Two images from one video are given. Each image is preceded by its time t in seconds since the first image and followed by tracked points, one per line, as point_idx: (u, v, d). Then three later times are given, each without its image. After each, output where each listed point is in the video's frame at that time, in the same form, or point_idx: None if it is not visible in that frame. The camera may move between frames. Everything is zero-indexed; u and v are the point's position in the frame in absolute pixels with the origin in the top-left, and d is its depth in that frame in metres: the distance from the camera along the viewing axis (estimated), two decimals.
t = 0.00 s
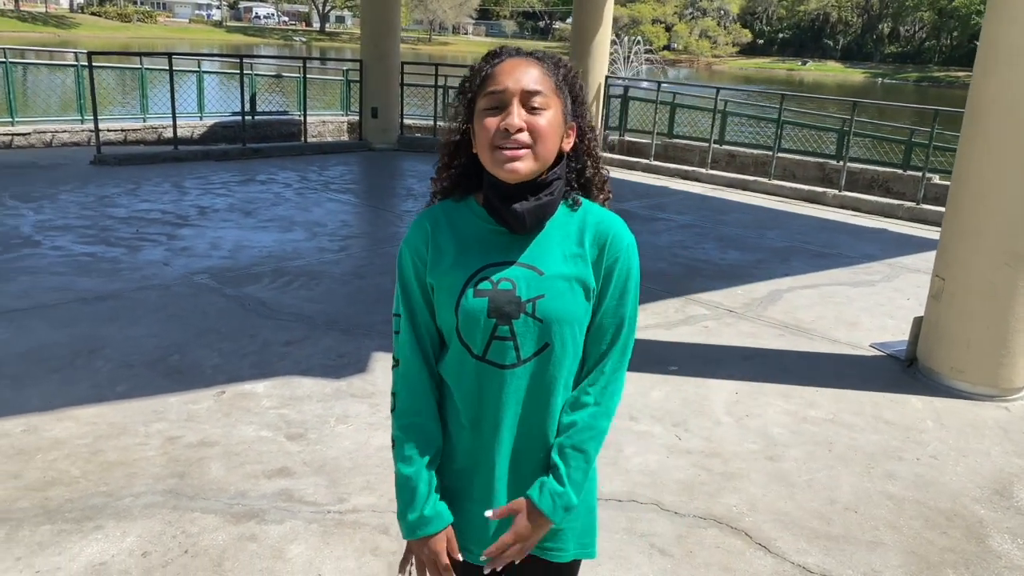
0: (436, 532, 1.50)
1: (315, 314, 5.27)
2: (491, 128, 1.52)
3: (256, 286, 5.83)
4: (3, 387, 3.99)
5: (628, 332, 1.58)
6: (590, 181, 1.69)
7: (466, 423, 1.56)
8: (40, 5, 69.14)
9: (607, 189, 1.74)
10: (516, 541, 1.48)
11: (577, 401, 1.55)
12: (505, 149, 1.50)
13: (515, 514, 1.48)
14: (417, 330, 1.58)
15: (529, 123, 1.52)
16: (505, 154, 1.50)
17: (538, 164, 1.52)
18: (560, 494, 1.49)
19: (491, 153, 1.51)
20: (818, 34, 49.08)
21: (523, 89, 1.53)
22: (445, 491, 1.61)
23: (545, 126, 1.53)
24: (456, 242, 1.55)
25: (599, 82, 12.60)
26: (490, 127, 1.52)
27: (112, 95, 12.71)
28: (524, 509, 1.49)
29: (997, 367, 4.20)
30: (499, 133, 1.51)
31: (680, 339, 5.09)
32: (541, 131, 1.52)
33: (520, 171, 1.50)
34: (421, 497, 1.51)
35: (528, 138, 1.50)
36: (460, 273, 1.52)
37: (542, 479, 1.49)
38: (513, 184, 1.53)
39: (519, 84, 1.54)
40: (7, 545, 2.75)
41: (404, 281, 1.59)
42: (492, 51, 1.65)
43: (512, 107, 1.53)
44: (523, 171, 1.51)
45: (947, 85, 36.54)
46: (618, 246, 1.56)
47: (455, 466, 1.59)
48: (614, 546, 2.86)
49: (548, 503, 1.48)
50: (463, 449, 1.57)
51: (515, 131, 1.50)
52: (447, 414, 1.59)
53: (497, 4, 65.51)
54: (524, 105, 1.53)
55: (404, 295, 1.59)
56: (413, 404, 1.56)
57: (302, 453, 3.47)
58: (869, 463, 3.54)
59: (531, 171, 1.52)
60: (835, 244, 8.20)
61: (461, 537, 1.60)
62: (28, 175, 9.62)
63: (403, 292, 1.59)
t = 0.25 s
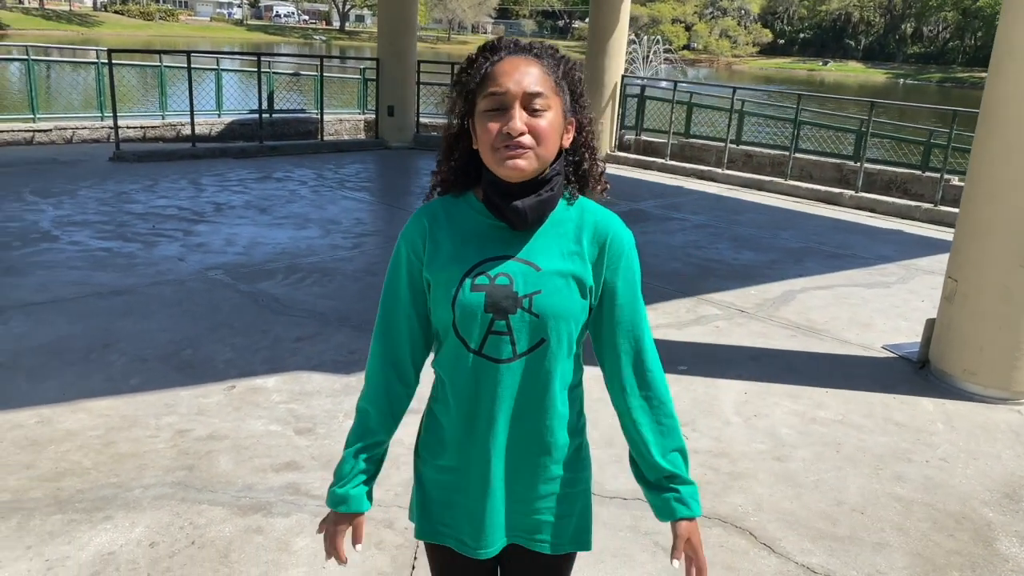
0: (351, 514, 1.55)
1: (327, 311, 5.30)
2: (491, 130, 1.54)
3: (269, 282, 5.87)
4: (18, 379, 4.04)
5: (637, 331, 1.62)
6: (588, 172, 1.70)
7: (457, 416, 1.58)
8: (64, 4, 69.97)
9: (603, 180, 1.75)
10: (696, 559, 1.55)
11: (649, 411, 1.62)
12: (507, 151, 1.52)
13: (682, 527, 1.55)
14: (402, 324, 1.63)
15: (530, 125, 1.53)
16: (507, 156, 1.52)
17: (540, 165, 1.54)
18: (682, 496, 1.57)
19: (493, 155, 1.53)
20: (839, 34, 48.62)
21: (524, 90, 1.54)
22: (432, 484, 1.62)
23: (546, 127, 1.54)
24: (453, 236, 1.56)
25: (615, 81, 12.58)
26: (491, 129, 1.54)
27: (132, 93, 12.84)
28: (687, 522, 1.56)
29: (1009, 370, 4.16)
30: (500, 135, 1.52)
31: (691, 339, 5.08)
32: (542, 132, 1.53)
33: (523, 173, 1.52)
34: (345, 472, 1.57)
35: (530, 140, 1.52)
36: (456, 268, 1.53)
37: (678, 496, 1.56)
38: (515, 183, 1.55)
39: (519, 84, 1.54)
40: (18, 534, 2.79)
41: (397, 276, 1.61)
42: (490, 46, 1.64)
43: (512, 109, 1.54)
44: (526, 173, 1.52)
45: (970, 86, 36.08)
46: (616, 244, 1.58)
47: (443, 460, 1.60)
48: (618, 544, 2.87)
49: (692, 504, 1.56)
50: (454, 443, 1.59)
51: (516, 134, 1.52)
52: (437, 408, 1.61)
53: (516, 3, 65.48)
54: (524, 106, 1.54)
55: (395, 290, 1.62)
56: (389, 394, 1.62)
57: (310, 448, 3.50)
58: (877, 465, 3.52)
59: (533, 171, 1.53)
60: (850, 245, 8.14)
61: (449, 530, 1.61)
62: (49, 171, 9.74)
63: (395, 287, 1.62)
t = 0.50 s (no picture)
0: (320, 480, 1.67)
1: (339, 307, 5.34)
2: (491, 126, 1.54)
3: (283, 278, 5.92)
4: (34, 370, 4.11)
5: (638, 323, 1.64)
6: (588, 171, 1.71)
7: (456, 409, 1.59)
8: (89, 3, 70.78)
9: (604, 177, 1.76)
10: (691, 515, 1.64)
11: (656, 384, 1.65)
12: (508, 146, 1.53)
13: (683, 497, 1.63)
14: (401, 318, 1.67)
15: (530, 120, 1.54)
16: (507, 151, 1.52)
17: (540, 161, 1.54)
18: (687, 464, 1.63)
19: (494, 151, 1.53)
20: (862, 35, 48.15)
21: (525, 86, 1.55)
22: (431, 476, 1.63)
23: (547, 123, 1.55)
24: (453, 231, 1.57)
25: (632, 81, 12.56)
26: (492, 124, 1.54)
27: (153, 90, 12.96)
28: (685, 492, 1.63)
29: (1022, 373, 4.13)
30: (499, 130, 1.53)
31: (702, 338, 5.07)
32: (542, 127, 1.54)
33: (523, 169, 1.53)
34: (319, 442, 1.69)
35: (529, 136, 1.53)
36: (456, 263, 1.55)
37: (683, 467, 1.62)
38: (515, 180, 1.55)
39: (520, 80, 1.55)
40: (32, 521, 2.85)
41: (399, 272, 1.64)
42: (493, 42, 1.65)
43: (512, 104, 1.55)
44: (526, 169, 1.53)
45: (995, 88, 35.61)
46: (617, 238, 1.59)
47: (440, 452, 1.62)
48: (622, 540, 2.88)
49: (694, 474, 1.64)
50: (451, 435, 1.60)
51: (516, 129, 1.52)
52: (436, 400, 1.63)
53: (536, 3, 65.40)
54: (525, 102, 1.55)
55: (397, 286, 1.66)
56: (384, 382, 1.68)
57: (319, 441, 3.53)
58: (885, 465, 3.51)
59: (533, 168, 1.54)
60: (866, 246, 8.09)
61: (447, 520, 1.63)
62: (69, 167, 9.87)
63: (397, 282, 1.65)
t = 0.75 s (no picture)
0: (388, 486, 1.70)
1: (352, 303, 5.38)
2: (499, 118, 1.55)
3: (297, 274, 5.97)
4: (50, 362, 4.17)
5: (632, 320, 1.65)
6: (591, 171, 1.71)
7: (459, 404, 1.59)
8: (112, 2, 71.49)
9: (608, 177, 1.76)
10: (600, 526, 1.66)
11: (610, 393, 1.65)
12: (513, 139, 1.53)
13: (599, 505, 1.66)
14: (407, 313, 1.66)
15: (539, 115, 1.55)
16: (514, 146, 1.53)
17: (546, 157, 1.55)
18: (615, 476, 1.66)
19: (500, 145, 1.54)
20: (884, 36, 47.69)
21: (534, 81, 1.56)
22: (433, 471, 1.64)
23: (555, 118, 1.56)
24: (457, 226, 1.58)
25: (649, 82, 12.53)
26: (501, 117, 1.55)
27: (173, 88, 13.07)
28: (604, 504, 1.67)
29: None
30: (507, 123, 1.54)
31: (713, 338, 5.06)
32: (551, 123, 1.55)
33: (527, 163, 1.53)
34: (372, 452, 1.70)
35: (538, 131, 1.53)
36: (458, 257, 1.56)
37: (606, 478, 1.65)
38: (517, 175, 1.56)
39: (530, 75, 1.56)
40: (45, 509, 2.89)
41: (404, 266, 1.64)
42: (503, 37, 1.66)
43: (521, 97, 1.55)
44: (532, 163, 1.54)
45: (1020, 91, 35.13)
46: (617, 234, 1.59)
47: (443, 447, 1.62)
48: (627, 537, 2.88)
49: (615, 487, 1.65)
50: (455, 430, 1.61)
51: (524, 123, 1.53)
52: (440, 394, 1.63)
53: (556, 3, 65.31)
54: (534, 96, 1.56)
55: (402, 281, 1.66)
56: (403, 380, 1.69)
57: (328, 435, 3.56)
58: (895, 467, 3.49)
59: (538, 163, 1.55)
60: (883, 248, 8.03)
61: (450, 516, 1.63)
62: (89, 163, 9.98)
63: (401, 276, 1.65)
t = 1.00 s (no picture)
0: (378, 495, 1.64)
1: (363, 302, 5.39)
2: (534, 117, 1.53)
3: (310, 273, 5.99)
4: (65, 357, 4.21)
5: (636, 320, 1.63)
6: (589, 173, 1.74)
7: (461, 402, 1.59)
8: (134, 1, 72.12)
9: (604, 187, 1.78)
10: (640, 543, 1.55)
11: (606, 392, 1.61)
12: (547, 141, 1.52)
13: (623, 520, 1.57)
14: (408, 312, 1.66)
15: (571, 122, 1.54)
16: (544, 145, 1.51)
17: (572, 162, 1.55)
18: (637, 485, 1.59)
19: (530, 144, 1.52)
20: (906, 37, 47.17)
21: (572, 88, 1.56)
22: (437, 471, 1.63)
23: (583, 127, 1.56)
24: (461, 224, 1.58)
25: (666, 83, 12.47)
26: (533, 116, 1.53)
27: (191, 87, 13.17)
28: (631, 517, 1.57)
29: None
30: (544, 125, 1.52)
31: (725, 341, 5.04)
32: (580, 131, 1.55)
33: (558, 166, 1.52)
34: (367, 460, 1.66)
35: (571, 136, 1.53)
36: (461, 255, 1.55)
37: (628, 485, 1.58)
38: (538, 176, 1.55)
39: (564, 79, 1.55)
40: (56, 503, 2.92)
41: (405, 264, 1.64)
42: (528, 39, 1.65)
43: (556, 101, 1.54)
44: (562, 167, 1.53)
45: None
46: (621, 231, 1.59)
47: (446, 446, 1.61)
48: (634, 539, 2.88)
49: (643, 500, 1.58)
50: (459, 430, 1.60)
51: (559, 128, 1.53)
52: (443, 394, 1.62)
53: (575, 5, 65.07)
54: (568, 103, 1.56)
55: (402, 279, 1.65)
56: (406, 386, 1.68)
57: (337, 433, 3.58)
58: (906, 473, 3.46)
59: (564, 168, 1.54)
60: (899, 251, 7.96)
61: (454, 516, 1.62)
62: (107, 161, 10.07)
63: (402, 275, 1.64)
